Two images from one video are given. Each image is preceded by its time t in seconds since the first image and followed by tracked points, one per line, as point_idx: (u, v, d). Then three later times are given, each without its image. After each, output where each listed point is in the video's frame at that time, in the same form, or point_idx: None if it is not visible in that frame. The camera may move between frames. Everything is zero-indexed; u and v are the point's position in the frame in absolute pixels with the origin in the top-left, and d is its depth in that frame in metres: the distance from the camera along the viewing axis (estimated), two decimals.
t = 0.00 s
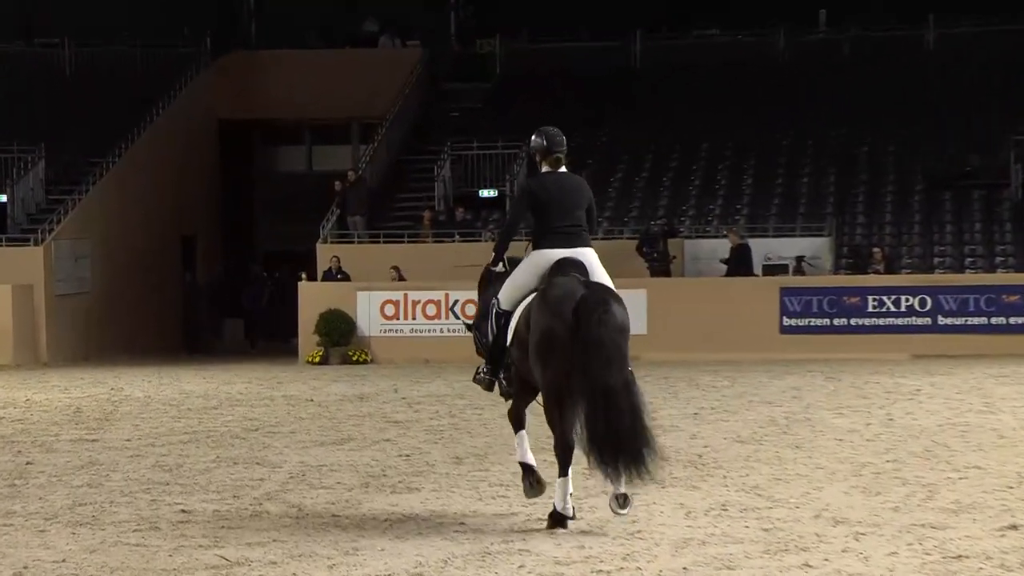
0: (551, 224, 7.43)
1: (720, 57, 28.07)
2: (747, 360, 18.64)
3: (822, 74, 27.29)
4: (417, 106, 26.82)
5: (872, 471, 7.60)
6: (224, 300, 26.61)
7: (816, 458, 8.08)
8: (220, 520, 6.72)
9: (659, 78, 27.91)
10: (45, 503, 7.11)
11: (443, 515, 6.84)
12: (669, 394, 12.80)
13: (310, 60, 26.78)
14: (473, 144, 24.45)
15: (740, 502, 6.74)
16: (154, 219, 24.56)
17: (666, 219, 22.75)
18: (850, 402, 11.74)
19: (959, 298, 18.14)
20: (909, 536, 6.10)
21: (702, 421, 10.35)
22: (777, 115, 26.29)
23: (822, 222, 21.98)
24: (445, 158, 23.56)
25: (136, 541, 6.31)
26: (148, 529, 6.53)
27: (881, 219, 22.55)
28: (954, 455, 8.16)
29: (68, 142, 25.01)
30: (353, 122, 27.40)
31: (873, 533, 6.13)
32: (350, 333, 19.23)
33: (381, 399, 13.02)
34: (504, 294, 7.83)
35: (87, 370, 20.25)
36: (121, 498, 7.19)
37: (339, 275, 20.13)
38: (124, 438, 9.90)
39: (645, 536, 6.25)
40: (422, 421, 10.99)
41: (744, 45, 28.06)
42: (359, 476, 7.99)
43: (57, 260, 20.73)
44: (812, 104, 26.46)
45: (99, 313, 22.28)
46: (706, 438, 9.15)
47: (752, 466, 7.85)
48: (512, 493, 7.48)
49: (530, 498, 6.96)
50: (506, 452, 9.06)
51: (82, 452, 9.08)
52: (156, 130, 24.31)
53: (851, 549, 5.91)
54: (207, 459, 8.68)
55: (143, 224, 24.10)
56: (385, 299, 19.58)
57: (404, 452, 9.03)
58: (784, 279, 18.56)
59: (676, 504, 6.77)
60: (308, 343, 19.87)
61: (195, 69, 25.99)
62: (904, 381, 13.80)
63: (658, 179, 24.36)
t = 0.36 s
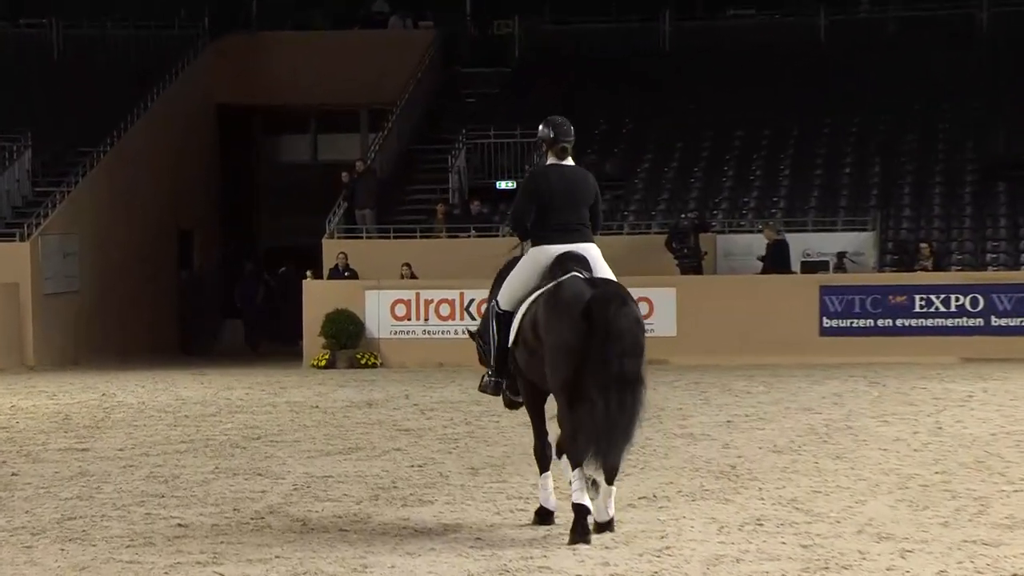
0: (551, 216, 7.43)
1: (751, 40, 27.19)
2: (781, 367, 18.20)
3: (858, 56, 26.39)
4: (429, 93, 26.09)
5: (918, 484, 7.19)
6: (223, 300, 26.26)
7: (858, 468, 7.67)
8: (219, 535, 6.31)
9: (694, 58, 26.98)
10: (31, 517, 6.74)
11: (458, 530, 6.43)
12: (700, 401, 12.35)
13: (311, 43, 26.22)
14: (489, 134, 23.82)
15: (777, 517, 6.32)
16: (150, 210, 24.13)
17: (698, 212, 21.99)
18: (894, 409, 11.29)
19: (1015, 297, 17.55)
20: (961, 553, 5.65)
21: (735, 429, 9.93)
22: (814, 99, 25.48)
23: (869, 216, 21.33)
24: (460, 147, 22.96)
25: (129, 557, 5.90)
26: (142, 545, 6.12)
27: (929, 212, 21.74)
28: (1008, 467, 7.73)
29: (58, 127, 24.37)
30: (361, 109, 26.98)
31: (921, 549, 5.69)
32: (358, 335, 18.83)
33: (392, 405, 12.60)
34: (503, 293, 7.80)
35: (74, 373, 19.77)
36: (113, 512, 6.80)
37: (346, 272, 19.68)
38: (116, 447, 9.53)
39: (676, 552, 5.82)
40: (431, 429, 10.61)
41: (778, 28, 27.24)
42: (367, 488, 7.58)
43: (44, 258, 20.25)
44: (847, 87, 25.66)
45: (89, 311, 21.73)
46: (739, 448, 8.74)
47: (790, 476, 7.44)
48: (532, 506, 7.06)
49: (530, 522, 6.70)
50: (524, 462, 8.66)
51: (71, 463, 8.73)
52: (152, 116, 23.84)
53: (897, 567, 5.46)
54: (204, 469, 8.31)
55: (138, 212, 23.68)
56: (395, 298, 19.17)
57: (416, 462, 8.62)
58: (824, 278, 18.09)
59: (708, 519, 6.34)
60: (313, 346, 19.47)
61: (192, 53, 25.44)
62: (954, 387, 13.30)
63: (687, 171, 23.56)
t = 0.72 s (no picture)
0: (560, 203, 7.40)
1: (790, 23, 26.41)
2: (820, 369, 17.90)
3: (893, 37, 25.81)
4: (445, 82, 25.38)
5: (962, 496, 6.93)
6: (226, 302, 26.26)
7: (898, 480, 7.38)
8: (222, 548, 6.01)
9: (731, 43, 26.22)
10: (25, 530, 6.47)
11: (473, 542, 6.12)
12: (730, 407, 12.05)
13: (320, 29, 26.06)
14: (507, 123, 23.20)
15: (812, 530, 6.01)
16: (150, 200, 23.89)
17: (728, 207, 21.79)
18: (937, 416, 10.99)
19: None
20: (1009, 568, 5.31)
21: (768, 437, 9.67)
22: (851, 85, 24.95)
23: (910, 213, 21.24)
24: (476, 138, 22.34)
25: (127, 572, 5.59)
26: (142, 558, 5.82)
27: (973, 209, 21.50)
28: None
29: (50, 113, 24.06)
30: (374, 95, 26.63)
31: (966, 564, 5.36)
32: (369, 336, 18.49)
33: (404, 411, 12.28)
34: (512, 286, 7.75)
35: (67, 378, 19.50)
36: (109, 525, 6.51)
37: (356, 271, 19.30)
38: (114, 456, 9.25)
39: (707, 566, 5.49)
40: (444, 436, 10.32)
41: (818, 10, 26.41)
42: (379, 499, 7.27)
43: (37, 258, 19.92)
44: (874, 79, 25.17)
45: (83, 307, 21.45)
46: (772, 457, 8.50)
47: (824, 488, 7.15)
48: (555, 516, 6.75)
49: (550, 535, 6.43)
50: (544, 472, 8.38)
51: (68, 472, 8.45)
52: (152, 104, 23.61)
53: None
54: (206, 479, 8.03)
55: (137, 202, 23.44)
56: (408, 298, 18.86)
57: (430, 472, 8.32)
58: (861, 277, 17.76)
59: (739, 532, 6.02)
60: (322, 347, 19.20)
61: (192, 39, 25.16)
62: (997, 393, 12.97)
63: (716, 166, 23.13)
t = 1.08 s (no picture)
0: (567, 215, 7.66)
1: (825, 16, 26.00)
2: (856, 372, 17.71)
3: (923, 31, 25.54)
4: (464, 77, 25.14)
5: (1003, 505, 6.84)
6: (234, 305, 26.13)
7: (938, 490, 7.24)
8: (233, 558, 5.82)
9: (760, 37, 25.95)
10: (31, 539, 6.30)
11: (493, 552, 5.94)
12: (761, 412, 11.88)
13: (335, 19, 25.78)
14: (531, 118, 22.77)
15: (846, 539, 5.84)
16: (161, 195, 23.72)
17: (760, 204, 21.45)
18: (977, 421, 10.83)
19: None
20: None
21: (801, 444, 9.55)
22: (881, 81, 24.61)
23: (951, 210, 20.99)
24: (499, 132, 21.87)
25: None
26: (150, 569, 5.64)
27: (1016, 205, 21.16)
28: None
29: (57, 108, 23.88)
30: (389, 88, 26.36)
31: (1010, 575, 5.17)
32: (387, 338, 18.30)
33: (422, 416, 12.10)
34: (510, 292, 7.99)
35: (73, 381, 19.36)
36: (117, 534, 6.33)
37: (373, 271, 19.11)
38: (122, 462, 9.07)
39: None
40: (463, 441, 10.17)
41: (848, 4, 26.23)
42: (396, 507, 7.08)
43: (43, 257, 19.78)
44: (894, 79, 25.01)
45: (91, 306, 21.30)
46: (805, 464, 8.43)
47: (860, 497, 7.01)
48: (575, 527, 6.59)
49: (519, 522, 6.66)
50: (568, 483, 8.18)
51: (74, 479, 8.27)
52: (162, 99, 23.40)
53: None
54: (217, 485, 7.86)
55: (147, 197, 23.28)
56: (427, 299, 18.68)
57: (449, 479, 8.12)
58: (898, 277, 17.57)
59: (770, 541, 5.85)
60: (338, 349, 19.02)
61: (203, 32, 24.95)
62: None
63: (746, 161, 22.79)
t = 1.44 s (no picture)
0: (562, 219, 7.68)
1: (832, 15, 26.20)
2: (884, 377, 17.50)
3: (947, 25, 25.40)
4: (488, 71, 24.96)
5: None
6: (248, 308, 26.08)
7: (969, 497, 7.17)
8: (248, 565, 5.73)
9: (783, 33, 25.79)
10: (42, 545, 6.21)
11: (513, 558, 5.85)
12: (788, 417, 11.76)
13: (350, 17, 25.79)
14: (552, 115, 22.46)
15: (875, 547, 5.78)
16: (174, 194, 23.70)
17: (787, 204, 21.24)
18: (1009, 427, 10.71)
19: None
20: None
21: (828, 449, 9.46)
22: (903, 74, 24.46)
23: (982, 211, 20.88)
24: (519, 131, 21.55)
25: None
26: None
27: None
28: None
29: (67, 109, 23.84)
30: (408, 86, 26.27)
31: None
32: (404, 341, 18.15)
33: (441, 421, 11.98)
34: (509, 297, 8.06)
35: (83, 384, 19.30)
36: (131, 541, 6.24)
37: (390, 272, 19.00)
38: (134, 468, 8.96)
39: None
40: (482, 446, 10.08)
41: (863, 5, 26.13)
42: (414, 513, 6.97)
43: (54, 257, 19.73)
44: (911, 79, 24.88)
45: (102, 307, 21.25)
46: (832, 470, 8.37)
47: (889, 504, 6.94)
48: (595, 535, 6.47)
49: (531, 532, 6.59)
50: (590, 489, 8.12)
51: (86, 485, 8.17)
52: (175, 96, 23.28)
53: None
54: (229, 491, 7.77)
55: (159, 196, 23.18)
56: (446, 300, 18.51)
57: (468, 484, 8.01)
58: (929, 279, 17.42)
59: (797, 549, 5.78)
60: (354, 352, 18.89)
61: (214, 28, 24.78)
62: None
63: (772, 160, 22.76)
